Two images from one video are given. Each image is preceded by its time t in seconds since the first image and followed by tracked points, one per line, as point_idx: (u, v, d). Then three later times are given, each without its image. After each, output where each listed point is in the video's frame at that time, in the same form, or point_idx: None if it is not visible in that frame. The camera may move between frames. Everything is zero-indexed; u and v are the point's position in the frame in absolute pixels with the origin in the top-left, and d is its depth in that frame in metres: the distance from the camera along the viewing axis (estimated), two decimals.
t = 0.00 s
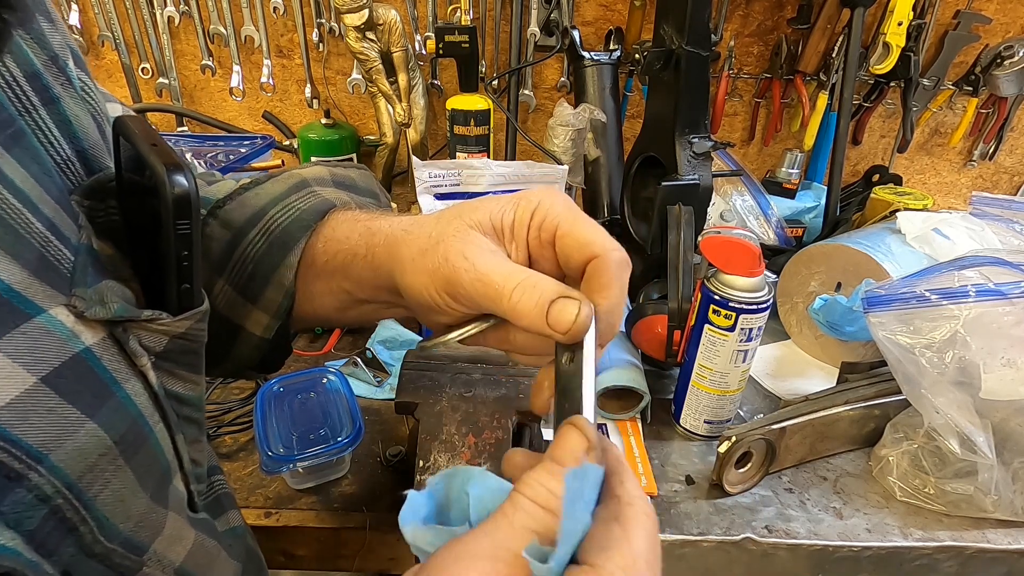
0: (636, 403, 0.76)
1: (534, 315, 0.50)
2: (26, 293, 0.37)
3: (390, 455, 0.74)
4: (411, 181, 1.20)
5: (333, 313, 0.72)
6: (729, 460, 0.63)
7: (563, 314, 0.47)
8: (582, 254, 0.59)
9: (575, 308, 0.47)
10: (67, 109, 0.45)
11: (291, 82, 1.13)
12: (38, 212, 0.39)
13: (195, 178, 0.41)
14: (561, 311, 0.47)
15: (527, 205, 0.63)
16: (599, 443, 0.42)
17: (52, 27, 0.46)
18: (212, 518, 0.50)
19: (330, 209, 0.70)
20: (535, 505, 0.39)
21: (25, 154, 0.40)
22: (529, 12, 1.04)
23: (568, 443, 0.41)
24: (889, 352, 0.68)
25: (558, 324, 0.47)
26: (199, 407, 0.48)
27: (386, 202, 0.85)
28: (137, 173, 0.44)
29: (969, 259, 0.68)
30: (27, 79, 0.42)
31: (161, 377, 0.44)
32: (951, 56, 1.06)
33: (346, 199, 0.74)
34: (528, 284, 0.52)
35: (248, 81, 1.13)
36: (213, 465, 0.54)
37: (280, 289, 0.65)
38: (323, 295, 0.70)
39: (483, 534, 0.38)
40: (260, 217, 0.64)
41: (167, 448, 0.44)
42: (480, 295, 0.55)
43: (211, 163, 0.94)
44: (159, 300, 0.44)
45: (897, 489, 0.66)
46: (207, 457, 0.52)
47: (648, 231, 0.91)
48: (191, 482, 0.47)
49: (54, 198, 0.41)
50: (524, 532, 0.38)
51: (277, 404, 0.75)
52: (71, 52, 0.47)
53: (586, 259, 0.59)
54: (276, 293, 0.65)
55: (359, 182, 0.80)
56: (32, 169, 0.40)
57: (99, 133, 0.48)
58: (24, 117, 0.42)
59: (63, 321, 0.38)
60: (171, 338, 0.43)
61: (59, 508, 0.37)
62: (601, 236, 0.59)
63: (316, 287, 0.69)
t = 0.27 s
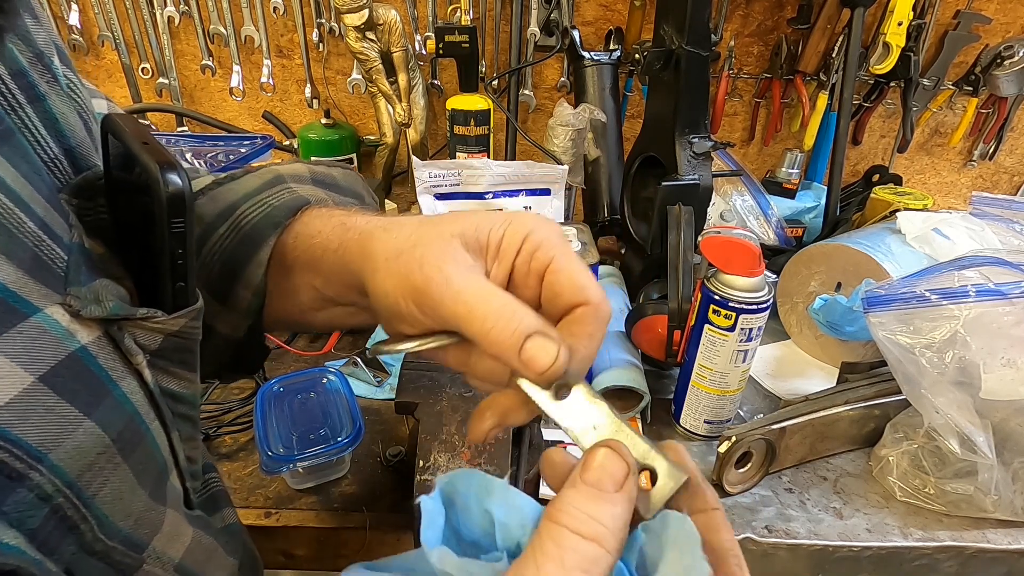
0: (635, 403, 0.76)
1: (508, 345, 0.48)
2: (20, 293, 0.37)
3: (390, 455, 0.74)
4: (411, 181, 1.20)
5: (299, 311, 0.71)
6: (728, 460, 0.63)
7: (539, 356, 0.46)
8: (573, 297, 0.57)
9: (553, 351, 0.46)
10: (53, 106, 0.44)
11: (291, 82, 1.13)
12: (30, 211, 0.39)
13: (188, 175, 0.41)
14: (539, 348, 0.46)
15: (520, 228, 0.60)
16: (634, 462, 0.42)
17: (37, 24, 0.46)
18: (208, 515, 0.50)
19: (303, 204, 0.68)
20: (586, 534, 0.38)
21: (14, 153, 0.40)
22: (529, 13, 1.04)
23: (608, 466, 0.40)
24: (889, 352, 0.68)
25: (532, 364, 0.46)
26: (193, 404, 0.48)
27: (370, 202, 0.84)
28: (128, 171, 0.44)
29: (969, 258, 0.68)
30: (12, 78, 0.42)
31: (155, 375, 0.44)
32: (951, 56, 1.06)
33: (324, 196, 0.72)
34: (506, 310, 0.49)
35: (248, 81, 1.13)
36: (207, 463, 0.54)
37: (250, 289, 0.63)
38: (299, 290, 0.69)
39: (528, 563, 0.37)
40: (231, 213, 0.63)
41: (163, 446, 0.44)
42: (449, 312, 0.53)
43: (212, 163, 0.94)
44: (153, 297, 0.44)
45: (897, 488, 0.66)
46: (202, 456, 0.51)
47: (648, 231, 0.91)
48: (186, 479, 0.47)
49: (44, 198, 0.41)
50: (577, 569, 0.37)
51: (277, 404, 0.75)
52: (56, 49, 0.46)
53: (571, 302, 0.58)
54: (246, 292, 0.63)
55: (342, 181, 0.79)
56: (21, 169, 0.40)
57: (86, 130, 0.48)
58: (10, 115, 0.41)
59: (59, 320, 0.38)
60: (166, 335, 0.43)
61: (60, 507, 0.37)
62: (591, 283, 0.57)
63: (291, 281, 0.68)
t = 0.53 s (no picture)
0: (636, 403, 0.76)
1: (495, 367, 0.51)
2: (22, 292, 0.37)
3: (390, 456, 0.74)
4: (411, 181, 1.20)
5: (277, 323, 0.71)
6: (728, 460, 0.63)
7: (524, 375, 0.49)
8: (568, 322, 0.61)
9: (538, 370, 0.49)
10: (46, 106, 0.44)
11: (291, 82, 1.13)
12: (28, 210, 0.39)
13: (186, 174, 0.41)
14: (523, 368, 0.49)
15: (509, 251, 0.63)
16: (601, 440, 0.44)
17: (28, 24, 0.45)
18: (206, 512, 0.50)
19: (291, 217, 0.68)
20: (564, 520, 0.41)
21: (10, 153, 0.40)
22: (529, 13, 1.04)
23: (576, 448, 0.42)
24: (889, 352, 0.68)
25: (519, 383, 0.49)
26: (193, 402, 0.47)
27: (364, 217, 0.85)
28: (120, 169, 0.44)
29: (969, 258, 0.68)
30: (5, 78, 0.42)
31: (155, 373, 0.44)
32: (951, 55, 1.06)
33: (314, 210, 0.73)
34: (494, 332, 0.53)
35: (248, 81, 1.13)
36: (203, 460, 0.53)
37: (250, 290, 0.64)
38: (285, 301, 0.68)
39: (512, 553, 0.40)
40: (213, 222, 0.62)
41: (163, 444, 0.44)
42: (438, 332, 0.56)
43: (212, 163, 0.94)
44: (152, 295, 0.44)
45: (897, 488, 0.66)
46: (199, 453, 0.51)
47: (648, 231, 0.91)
48: (184, 476, 0.46)
49: (40, 196, 0.41)
50: (560, 554, 0.40)
51: (277, 404, 0.75)
52: (46, 49, 0.46)
53: (561, 328, 0.61)
54: (225, 305, 0.63)
55: (334, 195, 0.80)
56: (17, 168, 0.40)
57: (78, 130, 0.48)
58: (4, 115, 0.41)
59: (60, 318, 0.38)
60: (165, 334, 0.43)
61: (64, 504, 0.37)
62: (579, 309, 0.61)
63: (278, 294, 0.68)
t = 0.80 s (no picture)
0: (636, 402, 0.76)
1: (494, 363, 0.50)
2: (24, 293, 0.37)
3: (390, 456, 0.74)
4: (411, 181, 1.20)
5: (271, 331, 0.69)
6: (728, 460, 0.63)
7: (526, 371, 0.48)
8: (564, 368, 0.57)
9: (541, 368, 0.48)
10: (44, 107, 0.44)
11: (291, 82, 1.13)
12: (27, 210, 0.39)
13: (185, 174, 0.41)
14: (525, 363, 0.49)
15: (514, 292, 0.63)
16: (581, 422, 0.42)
17: (26, 25, 0.45)
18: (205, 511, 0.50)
19: (293, 233, 0.69)
20: (546, 508, 0.40)
21: (8, 152, 0.40)
22: (529, 13, 1.04)
23: (555, 436, 0.41)
24: (889, 352, 0.68)
25: (521, 378, 0.48)
26: (192, 401, 0.48)
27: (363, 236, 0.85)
28: (118, 168, 0.44)
29: (969, 259, 0.68)
30: (3, 78, 0.41)
31: (154, 372, 0.44)
32: (951, 55, 1.05)
33: (317, 226, 0.74)
34: (498, 333, 0.52)
35: (248, 81, 1.13)
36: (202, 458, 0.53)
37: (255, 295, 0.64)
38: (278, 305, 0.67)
39: (499, 546, 0.40)
40: (214, 231, 0.62)
41: (162, 443, 0.44)
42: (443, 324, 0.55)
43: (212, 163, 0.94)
44: (151, 295, 0.44)
45: (897, 488, 0.66)
46: (198, 451, 0.51)
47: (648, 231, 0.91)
48: (182, 475, 0.46)
49: (39, 196, 0.41)
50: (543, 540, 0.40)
51: (277, 404, 0.75)
52: (43, 49, 0.46)
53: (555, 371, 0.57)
54: (217, 314, 0.63)
55: (337, 212, 0.80)
56: (15, 169, 0.40)
57: (74, 130, 0.48)
58: (2, 114, 0.41)
59: (60, 318, 0.38)
60: (164, 333, 0.43)
61: (65, 502, 0.37)
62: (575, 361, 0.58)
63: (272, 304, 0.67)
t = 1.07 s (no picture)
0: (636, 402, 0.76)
1: (496, 363, 0.49)
2: (24, 294, 0.37)
3: (390, 456, 0.74)
4: (411, 181, 1.20)
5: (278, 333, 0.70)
6: (729, 460, 0.63)
7: (528, 368, 0.48)
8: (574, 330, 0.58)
9: (543, 364, 0.48)
10: (45, 107, 0.45)
11: (291, 82, 1.13)
12: (28, 211, 0.39)
13: (186, 175, 0.40)
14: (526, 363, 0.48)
15: (506, 262, 0.62)
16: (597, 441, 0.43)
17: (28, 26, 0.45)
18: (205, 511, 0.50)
19: (285, 220, 0.67)
20: (560, 524, 0.40)
21: (9, 152, 0.40)
22: (529, 13, 1.04)
23: (573, 453, 0.41)
24: (889, 352, 0.68)
25: (522, 377, 0.48)
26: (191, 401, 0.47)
27: (358, 223, 0.84)
28: (119, 169, 0.44)
29: (969, 258, 0.68)
30: (6, 79, 0.42)
31: (154, 373, 0.44)
32: (951, 55, 1.05)
33: (308, 214, 0.72)
34: (494, 327, 0.51)
35: (248, 81, 1.13)
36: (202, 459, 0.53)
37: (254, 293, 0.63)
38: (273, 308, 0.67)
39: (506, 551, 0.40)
40: (206, 225, 0.61)
41: (161, 444, 0.43)
42: (437, 328, 0.54)
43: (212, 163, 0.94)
44: (151, 295, 0.44)
45: (897, 489, 0.66)
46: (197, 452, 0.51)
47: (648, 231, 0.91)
48: (182, 476, 0.46)
49: (40, 197, 0.41)
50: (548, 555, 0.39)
51: (277, 404, 0.75)
52: (46, 50, 0.46)
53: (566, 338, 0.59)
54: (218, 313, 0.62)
55: (329, 201, 0.79)
56: (16, 169, 0.40)
57: (76, 131, 0.48)
58: (4, 115, 0.41)
59: (60, 319, 0.38)
60: (165, 334, 0.43)
61: (65, 503, 0.37)
62: (580, 319, 0.60)
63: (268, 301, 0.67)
